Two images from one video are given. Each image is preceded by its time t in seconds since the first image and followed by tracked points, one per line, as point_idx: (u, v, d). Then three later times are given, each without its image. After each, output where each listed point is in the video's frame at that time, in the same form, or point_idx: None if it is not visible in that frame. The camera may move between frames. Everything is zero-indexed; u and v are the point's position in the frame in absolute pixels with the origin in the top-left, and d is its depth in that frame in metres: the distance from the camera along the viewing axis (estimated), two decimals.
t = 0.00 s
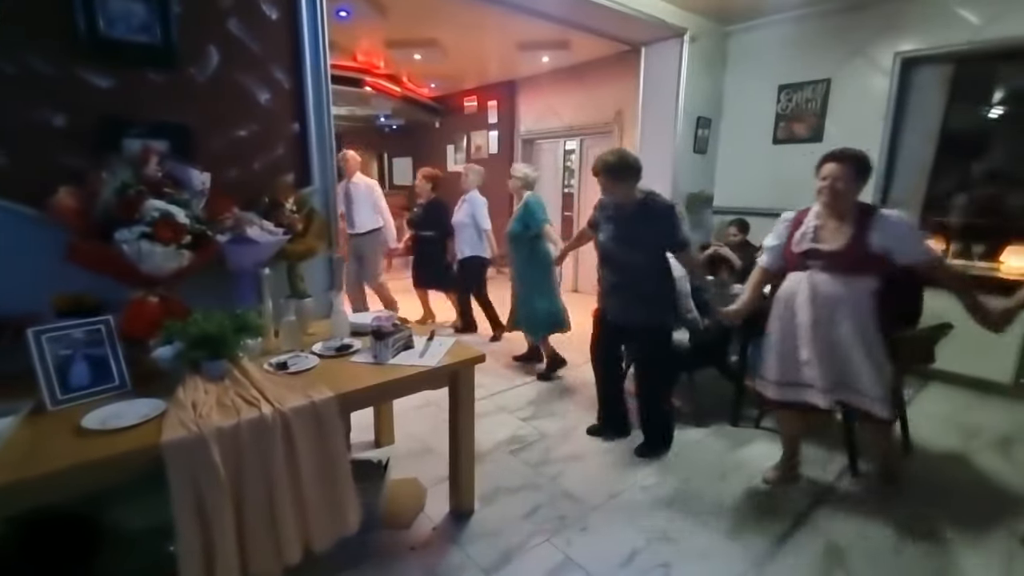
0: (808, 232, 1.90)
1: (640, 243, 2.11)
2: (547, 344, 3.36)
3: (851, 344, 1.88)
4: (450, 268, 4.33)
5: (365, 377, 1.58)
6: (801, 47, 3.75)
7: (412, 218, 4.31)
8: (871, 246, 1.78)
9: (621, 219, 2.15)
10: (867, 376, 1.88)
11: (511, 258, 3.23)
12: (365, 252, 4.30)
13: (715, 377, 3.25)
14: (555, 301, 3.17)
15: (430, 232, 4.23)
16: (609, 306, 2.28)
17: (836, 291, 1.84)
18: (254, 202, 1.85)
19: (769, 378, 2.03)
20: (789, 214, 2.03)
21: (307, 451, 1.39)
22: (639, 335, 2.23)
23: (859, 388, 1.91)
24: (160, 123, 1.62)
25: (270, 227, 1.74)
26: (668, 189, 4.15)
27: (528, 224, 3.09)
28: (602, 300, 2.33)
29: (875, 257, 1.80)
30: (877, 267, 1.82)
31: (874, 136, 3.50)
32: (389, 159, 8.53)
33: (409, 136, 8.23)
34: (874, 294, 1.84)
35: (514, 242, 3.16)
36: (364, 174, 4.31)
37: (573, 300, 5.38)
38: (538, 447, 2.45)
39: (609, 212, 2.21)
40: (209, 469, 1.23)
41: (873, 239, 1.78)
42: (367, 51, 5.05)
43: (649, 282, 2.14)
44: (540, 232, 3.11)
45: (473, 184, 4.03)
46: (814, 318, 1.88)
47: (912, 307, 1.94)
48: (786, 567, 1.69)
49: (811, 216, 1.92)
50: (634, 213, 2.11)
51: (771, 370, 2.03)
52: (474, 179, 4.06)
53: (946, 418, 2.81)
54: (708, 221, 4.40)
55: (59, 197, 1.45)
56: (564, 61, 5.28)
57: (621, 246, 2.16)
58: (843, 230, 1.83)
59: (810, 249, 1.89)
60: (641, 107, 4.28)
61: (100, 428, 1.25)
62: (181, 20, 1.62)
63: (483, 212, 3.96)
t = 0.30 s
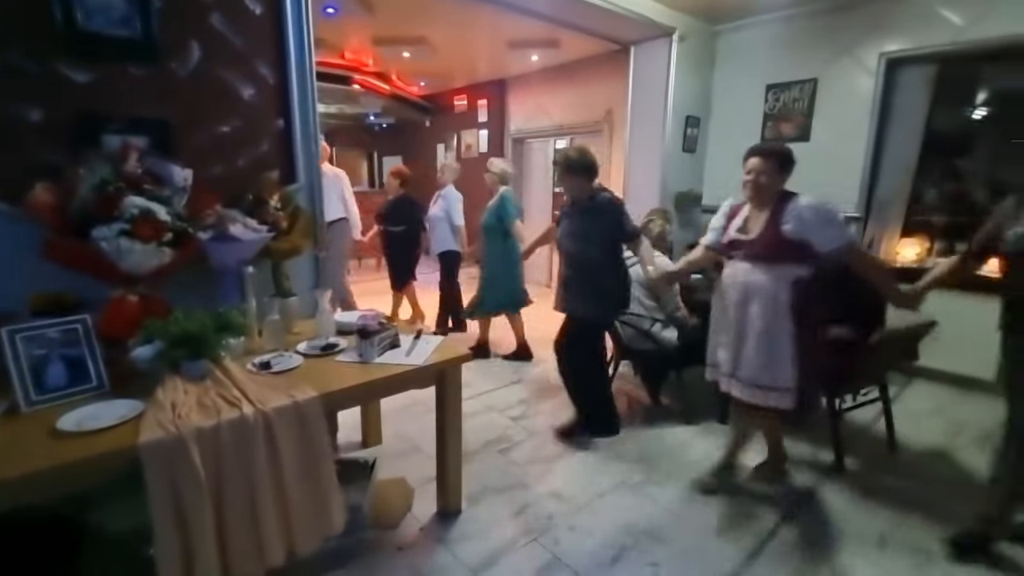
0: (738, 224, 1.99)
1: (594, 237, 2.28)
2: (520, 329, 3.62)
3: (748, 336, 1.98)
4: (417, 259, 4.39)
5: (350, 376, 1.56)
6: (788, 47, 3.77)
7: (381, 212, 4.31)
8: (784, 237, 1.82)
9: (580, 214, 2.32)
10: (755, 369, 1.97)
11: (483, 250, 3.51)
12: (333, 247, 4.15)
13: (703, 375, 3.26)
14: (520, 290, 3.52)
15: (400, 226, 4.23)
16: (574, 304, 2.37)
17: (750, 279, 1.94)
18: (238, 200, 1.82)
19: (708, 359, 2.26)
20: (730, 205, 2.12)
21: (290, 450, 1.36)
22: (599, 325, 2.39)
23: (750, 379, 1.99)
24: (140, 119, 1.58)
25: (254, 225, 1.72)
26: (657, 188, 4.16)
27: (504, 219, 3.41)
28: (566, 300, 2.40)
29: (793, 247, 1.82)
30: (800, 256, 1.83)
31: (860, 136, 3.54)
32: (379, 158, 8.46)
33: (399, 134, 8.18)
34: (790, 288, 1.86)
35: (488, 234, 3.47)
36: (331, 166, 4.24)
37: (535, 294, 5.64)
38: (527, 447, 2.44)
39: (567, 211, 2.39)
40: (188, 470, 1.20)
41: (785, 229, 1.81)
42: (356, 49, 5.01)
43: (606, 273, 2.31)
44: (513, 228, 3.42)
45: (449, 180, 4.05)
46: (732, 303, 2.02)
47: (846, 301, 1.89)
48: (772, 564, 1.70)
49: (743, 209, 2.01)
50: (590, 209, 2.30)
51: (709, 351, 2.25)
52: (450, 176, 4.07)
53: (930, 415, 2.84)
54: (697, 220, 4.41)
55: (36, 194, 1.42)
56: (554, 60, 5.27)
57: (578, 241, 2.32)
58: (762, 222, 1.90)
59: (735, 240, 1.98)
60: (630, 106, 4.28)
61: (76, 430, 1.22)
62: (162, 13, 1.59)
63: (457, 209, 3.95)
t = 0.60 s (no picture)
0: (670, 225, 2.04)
1: (543, 235, 2.47)
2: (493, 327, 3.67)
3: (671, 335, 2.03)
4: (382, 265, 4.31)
5: (329, 375, 1.53)
6: (770, 47, 3.81)
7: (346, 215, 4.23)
8: (708, 242, 1.87)
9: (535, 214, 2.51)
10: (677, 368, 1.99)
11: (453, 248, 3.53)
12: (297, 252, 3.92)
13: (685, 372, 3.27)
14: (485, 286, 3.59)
15: (366, 229, 4.15)
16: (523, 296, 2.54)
17: (674, 281, 2.00)
18: (214, 195, 1.77)
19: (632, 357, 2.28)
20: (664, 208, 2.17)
21: (266, 450, 1.33)
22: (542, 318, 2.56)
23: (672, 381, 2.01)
24: (110, 111, 1.52)
25: (231, 222, 1.69)
26: (642, 187, 4.17)
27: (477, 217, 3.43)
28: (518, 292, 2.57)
29: (716, 251, 1.88)
30: (724, 262, 1.90)
31: (839, 136, 3.59)
32: (362, 155, 8.37)
33: (383, 132, 8.10)
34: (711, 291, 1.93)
35: (457, 232, 3.48)
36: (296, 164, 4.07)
37: (496, 289, 5.66)
38: (511, 445, 2.42)
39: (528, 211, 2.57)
40: (160, 474, 1.16)
41: (709, 233, 1.86)
42: (338, 44, 4.94)
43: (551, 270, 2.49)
44: (485, 226, 3.44)
45: (422, 180, 4.06)
46: (656, 304, 2.06)
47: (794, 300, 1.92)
48: (755, 559, 1.71)
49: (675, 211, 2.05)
50: (545, 209, 2.48)
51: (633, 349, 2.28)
52: (424, 176, 4.09)
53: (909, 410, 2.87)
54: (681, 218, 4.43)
55: None
56: (539, 58, 5.27)
57: (530, 239, 2.51)
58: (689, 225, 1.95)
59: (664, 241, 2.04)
60: (615, 105, 4.28)
61: (41, 432, 1.18)
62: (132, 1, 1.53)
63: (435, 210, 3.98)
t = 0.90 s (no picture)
0: (619, 219, 2.15)
1: (522, 228, 2.52)
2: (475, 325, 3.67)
3: (637, 327, 2.13)
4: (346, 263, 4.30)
5: (310, 375, 1.51)
6: (747, 50, 3.89)
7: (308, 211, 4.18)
8: (666, 240, 2.03)
9: (511, 207, 2.56)
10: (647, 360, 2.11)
11: (432, 247, 3.55)
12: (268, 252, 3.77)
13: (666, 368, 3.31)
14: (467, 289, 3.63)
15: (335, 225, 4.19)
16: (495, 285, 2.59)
17: (636, 274, 2.10)
18: (190, 192, 1.73)
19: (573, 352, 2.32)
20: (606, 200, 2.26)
21: (246, 451, 1.31)
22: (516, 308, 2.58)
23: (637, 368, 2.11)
24: (79, 105, 1.47)
25: (208, 220, 1.65)
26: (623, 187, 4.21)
27: (461, 220, 3.44)
28: (493, 283, 2.59)
29: (665, 248, 2.05)
30: (670, 255, 2.07)
31: (814, 138, 3.68)
32: (342, 153, 8.25)
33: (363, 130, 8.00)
34: (666, 281, 2.09)
35: (438, 233, 3.48)
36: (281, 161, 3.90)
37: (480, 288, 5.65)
38: (495, 444, 2.42)
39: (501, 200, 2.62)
40: (135, 479, 1.13)
41: (666, 232, 2.02)
42: (317, 41, 4.87)
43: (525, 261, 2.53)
44: (468, 229, 3.46)
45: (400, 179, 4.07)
46: (612, 295, 2.16)
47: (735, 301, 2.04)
48: (734, 552, 1.74)
49: (620, 207, 2.16)
50: (520, 202, 2.54)
51: (575, 344, 2.32)
52: (401, 177, 4.09)
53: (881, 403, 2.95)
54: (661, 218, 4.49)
55: None
56: (521, 58, 5.27)
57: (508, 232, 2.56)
58: (643, 220, 2.07)
59: (616, 236, 2.14)
60: (595, 105, 4.31)
61: (8, 438, 1.14)
62: None
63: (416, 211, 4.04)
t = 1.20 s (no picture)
0: (586, 209, 2.19)
1: (500, 220, 2.74)
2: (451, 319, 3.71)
3: (610, 312, 2.22)
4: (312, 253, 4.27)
5: (284, 374, 1.50)
6: (714, 53, 3.99)
7: (275, 203, 4.06)
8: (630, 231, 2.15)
9: (493, 199, 2.76)
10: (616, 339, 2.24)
11: (409, 238, 3.55)
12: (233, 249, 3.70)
13: (637, 363, 3.39)
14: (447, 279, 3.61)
15: (307, 217, 4.16)
16: (476, 271, 2.84)
17: (609, 261, 2.17)
18: (155, 188, 1.69)
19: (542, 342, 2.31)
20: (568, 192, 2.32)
21: (218, 452, 1.29)
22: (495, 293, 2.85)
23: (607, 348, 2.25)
24: (37, 95, 1.41)
25: (176, 217, 1.60)
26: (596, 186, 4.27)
27: (437, 211, 3.42)
28: (477, 272, 2.83)
29: (628, 239, 2.17)
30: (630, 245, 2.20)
31: (777, 139, 3.81)
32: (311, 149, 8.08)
33: (333, 125, 7.86)
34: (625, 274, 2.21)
35: (414, 224, 3.47)
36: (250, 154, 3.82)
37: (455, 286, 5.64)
38: (470, 440, 2.44)
39: (482, 191, 2.81)
40: (103, 481, 1.11)
41: (631, 224, 2.14)
42: (285, 34, 4.76)
43: (505, 251, 2.77)
44: (444, 220, 3.45)
45: (372, 173, 4.00)
46: (583, 285, 2.18)
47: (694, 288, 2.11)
48: (702, 538, 1.81)
49: (586, 197, 2.21)
50: (503, 195, 2.75)
51: (543, 335, 2.31)
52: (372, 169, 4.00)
53: (839, 393, 3.09)
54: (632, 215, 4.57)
55: None
56: (494, 56, 5.28)
57: (488, 223, 2.76)
58: (609, 212, 2.16)
59: (585, 226, 2.18)
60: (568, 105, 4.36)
61: None
62: None
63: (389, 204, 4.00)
